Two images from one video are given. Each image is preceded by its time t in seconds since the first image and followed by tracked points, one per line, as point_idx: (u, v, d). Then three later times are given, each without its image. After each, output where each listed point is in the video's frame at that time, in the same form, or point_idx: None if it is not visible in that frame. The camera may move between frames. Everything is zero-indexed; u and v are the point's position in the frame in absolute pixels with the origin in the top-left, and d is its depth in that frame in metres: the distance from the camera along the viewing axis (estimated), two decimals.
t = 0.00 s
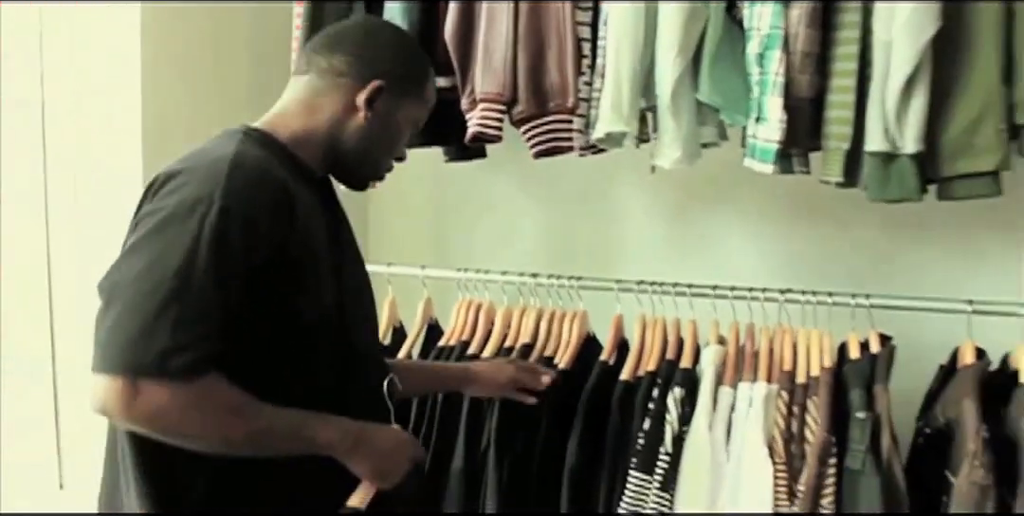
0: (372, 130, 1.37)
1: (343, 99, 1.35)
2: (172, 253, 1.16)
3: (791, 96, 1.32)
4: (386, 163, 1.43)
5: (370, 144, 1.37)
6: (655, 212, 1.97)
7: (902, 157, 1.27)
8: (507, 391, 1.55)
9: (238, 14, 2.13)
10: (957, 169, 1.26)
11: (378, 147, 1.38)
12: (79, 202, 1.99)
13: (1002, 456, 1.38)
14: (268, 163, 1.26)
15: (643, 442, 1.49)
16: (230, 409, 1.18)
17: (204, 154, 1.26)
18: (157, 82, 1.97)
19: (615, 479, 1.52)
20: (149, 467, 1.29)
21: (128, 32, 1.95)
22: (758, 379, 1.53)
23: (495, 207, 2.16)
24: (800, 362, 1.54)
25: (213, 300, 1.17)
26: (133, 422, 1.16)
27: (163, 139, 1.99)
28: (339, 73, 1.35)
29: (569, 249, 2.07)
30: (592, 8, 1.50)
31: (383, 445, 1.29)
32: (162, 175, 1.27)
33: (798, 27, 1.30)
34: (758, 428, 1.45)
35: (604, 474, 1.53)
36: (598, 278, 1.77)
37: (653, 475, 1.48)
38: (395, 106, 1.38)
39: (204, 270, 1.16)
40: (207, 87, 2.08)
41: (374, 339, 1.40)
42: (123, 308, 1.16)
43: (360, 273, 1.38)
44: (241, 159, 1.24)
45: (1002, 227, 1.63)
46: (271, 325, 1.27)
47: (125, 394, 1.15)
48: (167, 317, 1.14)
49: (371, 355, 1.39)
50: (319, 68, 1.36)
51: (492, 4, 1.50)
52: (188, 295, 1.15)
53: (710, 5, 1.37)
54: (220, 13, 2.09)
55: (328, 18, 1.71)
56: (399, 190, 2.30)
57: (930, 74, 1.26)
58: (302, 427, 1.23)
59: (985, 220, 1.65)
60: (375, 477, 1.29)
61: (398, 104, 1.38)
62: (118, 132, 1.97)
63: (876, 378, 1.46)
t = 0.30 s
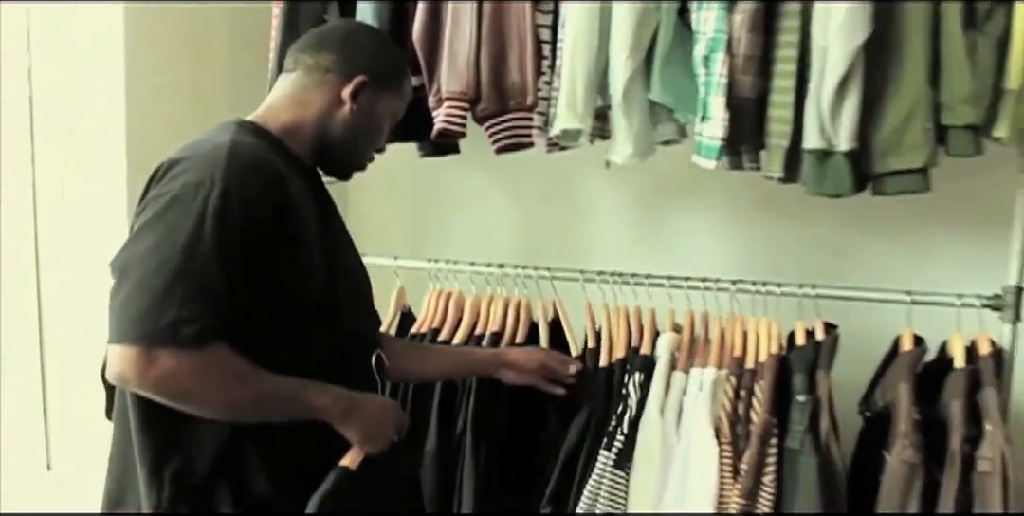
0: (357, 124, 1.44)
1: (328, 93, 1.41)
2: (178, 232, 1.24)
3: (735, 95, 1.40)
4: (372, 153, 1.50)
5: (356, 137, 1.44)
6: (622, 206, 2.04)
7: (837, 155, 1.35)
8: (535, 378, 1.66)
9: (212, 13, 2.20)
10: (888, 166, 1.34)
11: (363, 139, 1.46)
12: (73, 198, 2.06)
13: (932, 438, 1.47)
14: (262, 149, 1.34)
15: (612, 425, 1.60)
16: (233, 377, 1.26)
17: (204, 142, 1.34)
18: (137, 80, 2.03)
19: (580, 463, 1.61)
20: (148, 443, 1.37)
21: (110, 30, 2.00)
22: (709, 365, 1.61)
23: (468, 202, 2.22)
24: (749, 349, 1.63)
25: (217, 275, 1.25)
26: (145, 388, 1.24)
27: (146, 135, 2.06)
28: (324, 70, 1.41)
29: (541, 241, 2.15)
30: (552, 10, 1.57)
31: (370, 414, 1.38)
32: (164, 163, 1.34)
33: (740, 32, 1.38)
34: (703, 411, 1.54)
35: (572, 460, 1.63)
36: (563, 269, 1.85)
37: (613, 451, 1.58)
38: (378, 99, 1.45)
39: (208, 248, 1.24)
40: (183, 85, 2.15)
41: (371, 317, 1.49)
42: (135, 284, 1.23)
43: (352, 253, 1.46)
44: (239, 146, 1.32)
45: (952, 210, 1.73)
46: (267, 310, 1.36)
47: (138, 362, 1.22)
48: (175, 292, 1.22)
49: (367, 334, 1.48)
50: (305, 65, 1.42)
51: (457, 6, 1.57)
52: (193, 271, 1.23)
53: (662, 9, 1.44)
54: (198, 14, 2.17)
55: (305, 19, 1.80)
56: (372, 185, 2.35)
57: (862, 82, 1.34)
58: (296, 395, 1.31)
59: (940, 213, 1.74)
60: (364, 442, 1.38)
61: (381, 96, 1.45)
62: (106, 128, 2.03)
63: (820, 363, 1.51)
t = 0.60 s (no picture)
0: (349, 111, 1.51)
1: (320, 82, 1.48)
2: (179, 224, 1.33)
3: (698, 91, 1.50)
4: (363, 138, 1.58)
5: (347, 124, 1.52)
6: (604, 194, 2.13)
7: (791, 146, 1.45)
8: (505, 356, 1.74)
9: (214, 13, 2.27)
10: (838, 157, 1.43)
11: (354, 126, 1.53)
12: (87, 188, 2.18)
13: (883, 411, 1.57)
14: (256, 141, 1.41)
15: (600, 402, 1.71)
16: (234, 358, 1.34)
17: (202, 136, 1.42)
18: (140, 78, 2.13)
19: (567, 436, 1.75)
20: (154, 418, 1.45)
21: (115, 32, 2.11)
22: (678, 344, 1.71)
23: (458, 192, 2.31)
24: (716, 328, 1.73)
25: (215, 263, 1.34)
26: (153, 370, 1.33)
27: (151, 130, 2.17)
28: (316, 60, 1.48)
29: (529, 228, 2.23)
30: (530, 9, 1.66)
31: (368, 389, 1.45)
32: (166, 156, 1.43)
33: (701, 31, 1.47)
34: (670, 390, 1.64)
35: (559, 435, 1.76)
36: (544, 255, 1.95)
37: (605, 425, 1.69)
38: (369, 87, 1.52)
39: (207, 237, 1.33)
40: (188, 82, 2.24)
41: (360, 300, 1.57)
42: (140, 274, 1.33)
43: (344, 244, 1.54)
44: (234, 138, 1.40)
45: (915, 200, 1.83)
46: (265, 293, 1.43)
47: (145, 348, 1.31)
48: (178, 280, 1.31)
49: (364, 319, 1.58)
50: (298, 55, 1.49)
51: (440, 6, 1.68)
52: (194, 258, 1.32)
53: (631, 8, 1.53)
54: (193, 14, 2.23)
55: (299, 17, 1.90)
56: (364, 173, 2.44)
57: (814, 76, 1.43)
58: (296, 372, 1.39)
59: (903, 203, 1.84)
60: (361, 416, 1.46)
61: (371, 84, 1.52)
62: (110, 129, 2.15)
63: (780, 342, 1.60)
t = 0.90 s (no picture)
0: (339, 96, 1.40)
1: (309, 71, 1.37)
2: (184, 219, 1.18)
3: (665, 82, 1.58)
4: (351, 121, 1.48)
5: (337, 108, 1.41)
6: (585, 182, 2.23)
7: (752, 134, 1.53)
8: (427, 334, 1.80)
9: (209, 13, 2.38)
10: (798, 143, 1.52)
11: (345, 110, 1.43)
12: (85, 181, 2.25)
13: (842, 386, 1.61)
14: (254, 133, 1.27)
15: (567, 377, 1.78)
16: (243, 348, 1.23)
17: (200, 131, 1.25)
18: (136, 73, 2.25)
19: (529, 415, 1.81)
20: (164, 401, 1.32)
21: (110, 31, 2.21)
22: (650, 323, 1.79)
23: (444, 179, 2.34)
24: (685, 308, 1.80)
25: (218, 260, 1.20)
26: (165, 364, 1.21)
27: (146, 125, 2.29)
28: (305, 47, 1.36)
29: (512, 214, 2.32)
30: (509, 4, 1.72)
31: (364, 372, 1.34)
32: (165, 148, 1.28)
33: (668, 24, 1.55)
34: (642, 368, 1.72)
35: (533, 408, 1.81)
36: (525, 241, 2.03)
37: (572, 400, 1.76)
38: (358, 74, 1.41)
39: (216, 229, 1.20)
40: (181, 80, 2.36)
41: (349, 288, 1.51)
42: (144, 277, 1.19)
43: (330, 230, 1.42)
44: (233, 130, 1.25)
45: (880, 191, 1.88)
46: (259, 293, 1.28)
47: (155, 341, 1.19)
48: (184, 276, 1.18)
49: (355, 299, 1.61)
50: (287, 41, 1.37)
51: (423, 4, 1.75)
52: (199, 256, 1.18)
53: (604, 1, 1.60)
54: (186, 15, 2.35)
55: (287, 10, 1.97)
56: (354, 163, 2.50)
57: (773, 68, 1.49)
58: (300, 358, 1.29)
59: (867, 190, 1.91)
60: (360, 394, 1.34)
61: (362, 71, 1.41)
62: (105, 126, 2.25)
63: (747, 321, 1.69)
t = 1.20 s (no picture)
0: (332, 96, 1.44)
1: (303, 70, 1.40)
2: (195, 223, 1.23)
3: (646, 83, 1.62)
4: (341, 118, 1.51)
5: (330, 107, 1.45)
6: (572, 184, 2.26)
7: (730, 135, 1.57)
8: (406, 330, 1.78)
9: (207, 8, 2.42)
10: (773, 144, 1.57)
11: (336, 107, 1.46)
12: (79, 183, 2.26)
13: (816, 380, 1.64)
14: (256, 134, 1.31)
15: (534, 367, 1.76)
16: (249, 346, 1.28)
17: (202, 131, 1.28)
18: (135, 69, 2.23)
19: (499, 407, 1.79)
20: (172, 396, 1.36)
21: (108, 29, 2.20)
22: (632, 318, 1.81)
23: (437, 174, 2.42)
24: (669, 306, 1.82)
25: (227, 260, 1.25)
26: (176, 362, 1.26)
27: (149, 121, 2.28)
28: (300, 47, 1.39)
29: (501, 214, 2.35)
30: (496, 6, 1.79)
31: (362, 367, 1.42)
32: (167, 146, 1.31)
33: (648, 28, 1.61)
34: (623, 362, 1.74)
35: (499, 400, 1.79)
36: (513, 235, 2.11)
37: (541, 391, 1.75)
38: (350, 73, 1.44)
39: (224, 231, 1.24)
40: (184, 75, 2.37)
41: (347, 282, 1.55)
42: (155, 277, 1.23)
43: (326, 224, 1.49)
44: (239, 134, 1.28)
45: (858, 186, 1.96)
46: (264, 287, 1.35)
47: (167, 341, 1.24)
48: (197, 280, 1.23)
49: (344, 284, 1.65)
50: (282, 41, 1.40)
51: (412, 4, 1.82)
52: (211, 262, 1.24)
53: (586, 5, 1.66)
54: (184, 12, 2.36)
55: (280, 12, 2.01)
56: (346, 162, 2.55)
57: (751, 65, 1.55)
58: (302, 355, 1.33)
59: (845, 188, 1.97)
60: (356, 386, 1.43)
61: (353, 69, 1.45)
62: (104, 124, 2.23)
63: (727, 316, 1.71)
